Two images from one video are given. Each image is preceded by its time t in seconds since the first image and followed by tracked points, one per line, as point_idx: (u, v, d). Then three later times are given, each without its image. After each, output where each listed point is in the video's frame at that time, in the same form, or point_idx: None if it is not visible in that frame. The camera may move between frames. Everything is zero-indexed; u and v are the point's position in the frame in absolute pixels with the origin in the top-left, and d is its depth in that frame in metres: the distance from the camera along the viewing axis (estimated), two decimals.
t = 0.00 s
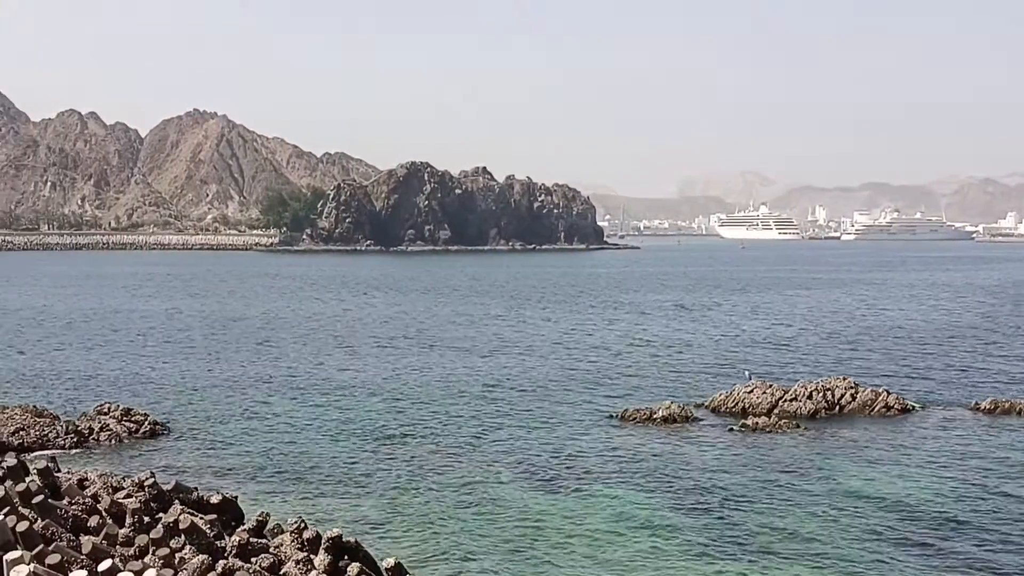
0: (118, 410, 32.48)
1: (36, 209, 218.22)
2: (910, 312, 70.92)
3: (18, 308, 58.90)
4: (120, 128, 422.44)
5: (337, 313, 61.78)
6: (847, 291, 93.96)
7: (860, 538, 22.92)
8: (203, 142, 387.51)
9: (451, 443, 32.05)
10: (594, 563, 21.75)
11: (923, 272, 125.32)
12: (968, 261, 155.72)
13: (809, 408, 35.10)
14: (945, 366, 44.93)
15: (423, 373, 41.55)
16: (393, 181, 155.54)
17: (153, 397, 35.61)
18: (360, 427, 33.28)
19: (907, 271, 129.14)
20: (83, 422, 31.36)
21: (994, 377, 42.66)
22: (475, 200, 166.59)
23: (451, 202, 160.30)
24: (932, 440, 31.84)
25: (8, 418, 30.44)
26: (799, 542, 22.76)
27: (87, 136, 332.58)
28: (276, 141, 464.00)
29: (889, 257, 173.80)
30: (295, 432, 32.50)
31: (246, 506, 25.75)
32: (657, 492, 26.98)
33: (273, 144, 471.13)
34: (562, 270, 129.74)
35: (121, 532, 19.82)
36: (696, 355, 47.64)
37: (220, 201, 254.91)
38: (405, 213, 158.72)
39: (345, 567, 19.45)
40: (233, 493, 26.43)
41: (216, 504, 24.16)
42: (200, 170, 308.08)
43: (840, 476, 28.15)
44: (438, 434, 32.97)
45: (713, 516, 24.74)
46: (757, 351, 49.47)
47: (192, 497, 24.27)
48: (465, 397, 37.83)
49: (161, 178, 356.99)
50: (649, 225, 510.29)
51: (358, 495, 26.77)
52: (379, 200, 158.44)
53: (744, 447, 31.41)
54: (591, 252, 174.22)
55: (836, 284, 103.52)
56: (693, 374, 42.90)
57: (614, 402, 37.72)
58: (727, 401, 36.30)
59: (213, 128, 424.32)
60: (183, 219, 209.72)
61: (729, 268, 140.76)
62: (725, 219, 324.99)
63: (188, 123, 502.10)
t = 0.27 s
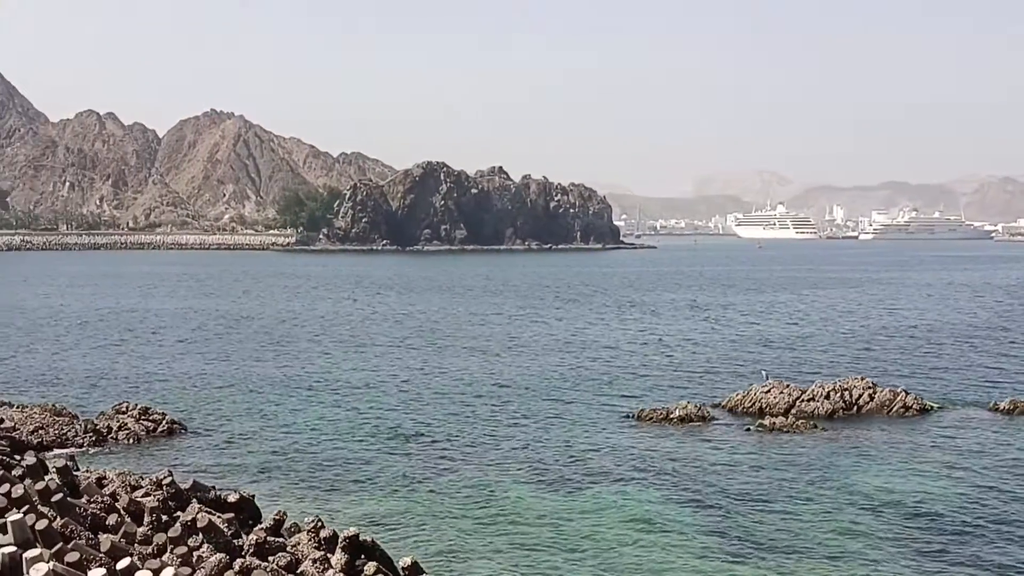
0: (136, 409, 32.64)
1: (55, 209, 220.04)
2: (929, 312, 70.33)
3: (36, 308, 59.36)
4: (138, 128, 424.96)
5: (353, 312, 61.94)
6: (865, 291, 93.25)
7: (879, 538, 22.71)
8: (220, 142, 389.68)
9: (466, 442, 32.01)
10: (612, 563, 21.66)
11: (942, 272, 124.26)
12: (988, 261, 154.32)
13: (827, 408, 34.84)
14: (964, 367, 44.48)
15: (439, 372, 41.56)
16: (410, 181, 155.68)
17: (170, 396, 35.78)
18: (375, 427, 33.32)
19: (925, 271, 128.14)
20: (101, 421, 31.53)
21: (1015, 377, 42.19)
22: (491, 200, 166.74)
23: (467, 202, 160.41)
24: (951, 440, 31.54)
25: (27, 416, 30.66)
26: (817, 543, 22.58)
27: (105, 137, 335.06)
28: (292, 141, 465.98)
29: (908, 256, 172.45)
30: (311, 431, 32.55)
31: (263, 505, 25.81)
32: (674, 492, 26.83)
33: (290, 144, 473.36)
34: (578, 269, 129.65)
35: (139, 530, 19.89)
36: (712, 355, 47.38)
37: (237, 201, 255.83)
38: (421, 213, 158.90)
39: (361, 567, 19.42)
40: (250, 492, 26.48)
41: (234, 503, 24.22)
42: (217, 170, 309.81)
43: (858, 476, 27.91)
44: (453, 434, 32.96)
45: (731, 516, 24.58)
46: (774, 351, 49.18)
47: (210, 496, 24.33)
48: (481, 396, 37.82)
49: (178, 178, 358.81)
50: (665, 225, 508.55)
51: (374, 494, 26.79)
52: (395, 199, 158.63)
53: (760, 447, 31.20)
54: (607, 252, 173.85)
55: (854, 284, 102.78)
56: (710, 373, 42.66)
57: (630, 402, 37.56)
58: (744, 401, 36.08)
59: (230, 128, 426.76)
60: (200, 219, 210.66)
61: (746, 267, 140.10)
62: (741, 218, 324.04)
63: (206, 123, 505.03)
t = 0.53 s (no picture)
0: (156, 409, 32.84)
1: (76, 210, 221.86)
2: (949, 312, 69.76)
3: (58, 308, 59.97)
4: (157, 129, 427.74)
5: (371, 313, 62.18)
6: (885, 290, 92.60)
7: (900, 540, 22.53)
8: (240, 143, 391.93)
9: (484, 443, 32.00)
10: (630, 563, 21.60)
11: (963, 272, 123.25)
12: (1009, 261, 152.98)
13: (845, 409, 34.63)
14: (985, 367, 44.10)
15: (456, 372, 41.61)
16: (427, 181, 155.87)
17: (190, 395, 36.03)
18: (393, 426, 33.41)
19: (945, 271, 127.24)
20: (122, 420, 31.75)
21: None
22: (509, 200, 166.70)
23: (484, 202, 160.41)
24: (972, 441, 31.27)
25: (49, 416, 30.93)
26: (836, 543, 22.43)
27: (126, 138, 337.55)
28: (310, 141, 467.79)
29: (928, 256, 171.18)
30: (330, 430, 32.66)
31: (281, 503, 25.92)
32: (693, 492, 26.75)
33: (308, 145, 475.28)
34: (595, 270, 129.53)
35: (159, 528, 20.02)
36: (731, 355, 47.19)
37: (256, 202, 257.05)
38: (439, 213, 159.05)
39: (380, 565, 19.47)
40: (269, 491, 26.59)
41: (253, 502, 24.33)
42: (236, 171, 311.53)
43: (879, 476, 27.70)
44: (472, 433, 32.96)
45: (749, 517, 24.47)
46: (792, 352, 48.93)
47: (229, 495, 24.46)
48: (498, 396, 37.82)
49: (197, 179, 360.92)
50: (682, 225, 507.01)
51: (391, 494, 26.81)
52: (413, 200, 158.88)
53: (779, 447, 31.04)
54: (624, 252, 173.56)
55: (874, 284, 102.08)
56: (728, 374, 42.48)
57: (647, 402, 37.45)
58: (762, 401, 35.88)
59: (249, 129, 428.73)
60: (218, 219, 211.80)
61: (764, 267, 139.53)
62: (759, 218, 322.48)
63: (225, 125, 508.00)
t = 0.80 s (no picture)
0: (176, 408, 32.99)
1: (97, 210, 223.54)
2: (972, 312, 69.11)
3: (79, 307, 60.39)
4: (178, 129, 430.35)
5: (389, 313, 62.26)
6: (906, 290, 91.85)
7: (922, 541, 22.29)
8: (259, 143, 393.44)
9: (502, 442, 31.96)
10: (650, 563, 21.46)
11: (985, 272, 122.14)
12: None
13: (866, 409, 34.30)
14: (1008, 368, 43.62)
15: (473, 371, 41.57)
16: (446, 180, 155.93)
17: (210, 394, 36.20)
18: (411, 426, 33.41)
19: (967, 270, 126.24)
20: (142, 419, 31.93)
21: None
22: (527, 200, 166.52)
23: (502, 202, 160.35)
24: (996, 442, 30.89)
25: (70, 414, 31.17)
26: (858, 544, 22.21)
27: (146, 139, 339.74)
28: (329, 141, 469.26)
29: (949, 255, 169.80)
30: (348, 430, 32.71)
31: (300, 502, 25.98)
32: (713, 492, 26.56)
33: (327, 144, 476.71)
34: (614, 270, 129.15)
35: (179, 527, 20.07)
36: (750, 355, 46.90)
37: (274, 202, 258.05)
38: (457, 213, 159.15)
39: (399, 565, 19.47)
40: (288, 490, 26.63)
41: (272, 501, 24.36)
42: (255, 172, 312.94)
43: (901, 478, 27.41)
44: (489, 433, 32.92)
45: (770, 517, 24.27)
46: (813, 352, 48.57)
47: (248, 494, 24.51)
48: (516, 396, 37.77)
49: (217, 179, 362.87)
50: (700, 225, 505.14)
51: (408, 493, 26.83)
52: (431, 199, 158.99)
53: (799, 448, 30.80)
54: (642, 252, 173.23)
55: (894, 284, 101.26)
56: (747, 374, 42.20)
57: (666, 402, 37.26)
58: (782, 401, 35.63)
59: (269, 129, 430.70)
60: (238, 219, 212.80)
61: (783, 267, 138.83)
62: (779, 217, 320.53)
63: (244, 125, 510.36)
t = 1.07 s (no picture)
0: (197, 406, 33.11)
1: (119, 210, 224.95)
2: (996, 312, 68.29)
3: (102, 306, 60.74)
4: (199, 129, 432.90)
5: (409, 312, 62.26)
6: (929, 290, 90.93)
7: (946, 542, 22.05)
8: (279, 143, 395.07)
9: (521, 442, 31.89)
10: (669, 563, 21.35)
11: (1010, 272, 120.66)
12: None
13: (888, 409, 33.92)
14: None
15: (492, 371, 41.52)
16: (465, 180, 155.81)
17: (230, 393, 36.33)
18: (430, 425, 33.41)
19: (990, 271, 124.87)
20: (163, 417, 32.08)
21: None
22: (547, 199, 166.20)
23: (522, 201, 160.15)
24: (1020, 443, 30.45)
25: (93, 413, 31.38)
26: (879, 545, 22.00)
27: (167, 139, 341.72)
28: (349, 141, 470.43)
29: (973, 255, 167.90)
30: (367, 429, 32.72)
31: (321, 501, 26.04)
32: (733, 492, 26.38)
33: (346, 144, 477.95)
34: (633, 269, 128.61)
35: (200, 526, 20.12)
36: (771, 355, 46.57)
37: (294, 202, 259.04)
38: (477, 212, 159.11)
39: (418, 564, 19.46)
40: (309, 488, 26.74)
41: (292, 500, 24.44)
42: (276, 172, 314.08)
43: (923, 478, 27.13)
44: (509, 433, 32.86)
45: (791, 518, 24.09)
46: (834, 351, 48.19)
47: (269, 492, 24.60)
48: (535, 395, 37.69)
49: (238, 179, 364.81)
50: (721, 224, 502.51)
51: (427, 492, 26.82)
52: (451, 199, 159.01)
53: (819, 448, 30.53)
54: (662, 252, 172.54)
55: (917, 284, 100.25)
56: (768, 374, 41.90)
57: (686, 401, 37.10)
58: (803, 401, 35.35)
59: (289, 129, 432.38)
60: (258, 220, 213.84)
61: (803, 267, 137.72)
62: (799, 216, 318.38)
63: (265, 125, 512.61)
